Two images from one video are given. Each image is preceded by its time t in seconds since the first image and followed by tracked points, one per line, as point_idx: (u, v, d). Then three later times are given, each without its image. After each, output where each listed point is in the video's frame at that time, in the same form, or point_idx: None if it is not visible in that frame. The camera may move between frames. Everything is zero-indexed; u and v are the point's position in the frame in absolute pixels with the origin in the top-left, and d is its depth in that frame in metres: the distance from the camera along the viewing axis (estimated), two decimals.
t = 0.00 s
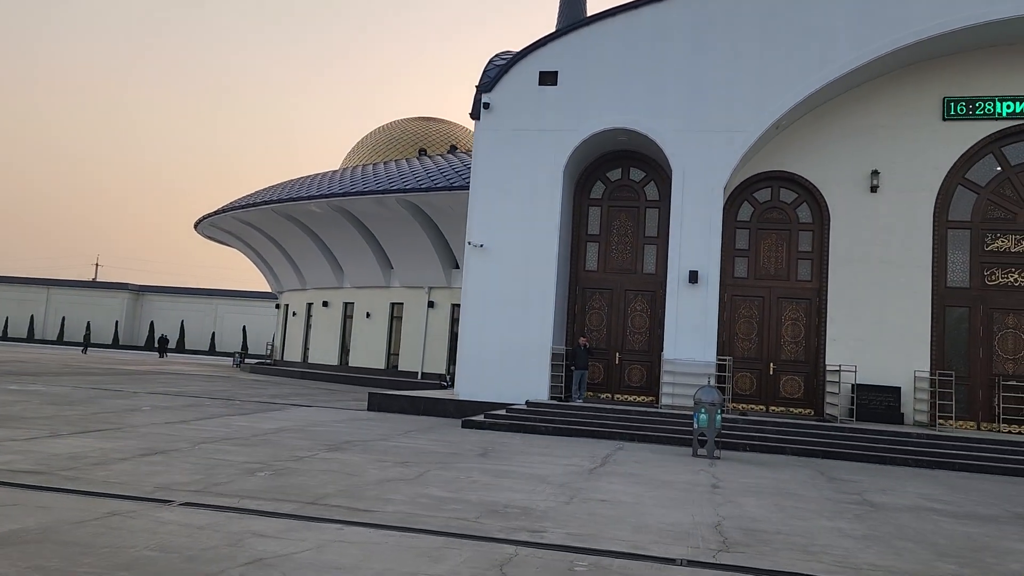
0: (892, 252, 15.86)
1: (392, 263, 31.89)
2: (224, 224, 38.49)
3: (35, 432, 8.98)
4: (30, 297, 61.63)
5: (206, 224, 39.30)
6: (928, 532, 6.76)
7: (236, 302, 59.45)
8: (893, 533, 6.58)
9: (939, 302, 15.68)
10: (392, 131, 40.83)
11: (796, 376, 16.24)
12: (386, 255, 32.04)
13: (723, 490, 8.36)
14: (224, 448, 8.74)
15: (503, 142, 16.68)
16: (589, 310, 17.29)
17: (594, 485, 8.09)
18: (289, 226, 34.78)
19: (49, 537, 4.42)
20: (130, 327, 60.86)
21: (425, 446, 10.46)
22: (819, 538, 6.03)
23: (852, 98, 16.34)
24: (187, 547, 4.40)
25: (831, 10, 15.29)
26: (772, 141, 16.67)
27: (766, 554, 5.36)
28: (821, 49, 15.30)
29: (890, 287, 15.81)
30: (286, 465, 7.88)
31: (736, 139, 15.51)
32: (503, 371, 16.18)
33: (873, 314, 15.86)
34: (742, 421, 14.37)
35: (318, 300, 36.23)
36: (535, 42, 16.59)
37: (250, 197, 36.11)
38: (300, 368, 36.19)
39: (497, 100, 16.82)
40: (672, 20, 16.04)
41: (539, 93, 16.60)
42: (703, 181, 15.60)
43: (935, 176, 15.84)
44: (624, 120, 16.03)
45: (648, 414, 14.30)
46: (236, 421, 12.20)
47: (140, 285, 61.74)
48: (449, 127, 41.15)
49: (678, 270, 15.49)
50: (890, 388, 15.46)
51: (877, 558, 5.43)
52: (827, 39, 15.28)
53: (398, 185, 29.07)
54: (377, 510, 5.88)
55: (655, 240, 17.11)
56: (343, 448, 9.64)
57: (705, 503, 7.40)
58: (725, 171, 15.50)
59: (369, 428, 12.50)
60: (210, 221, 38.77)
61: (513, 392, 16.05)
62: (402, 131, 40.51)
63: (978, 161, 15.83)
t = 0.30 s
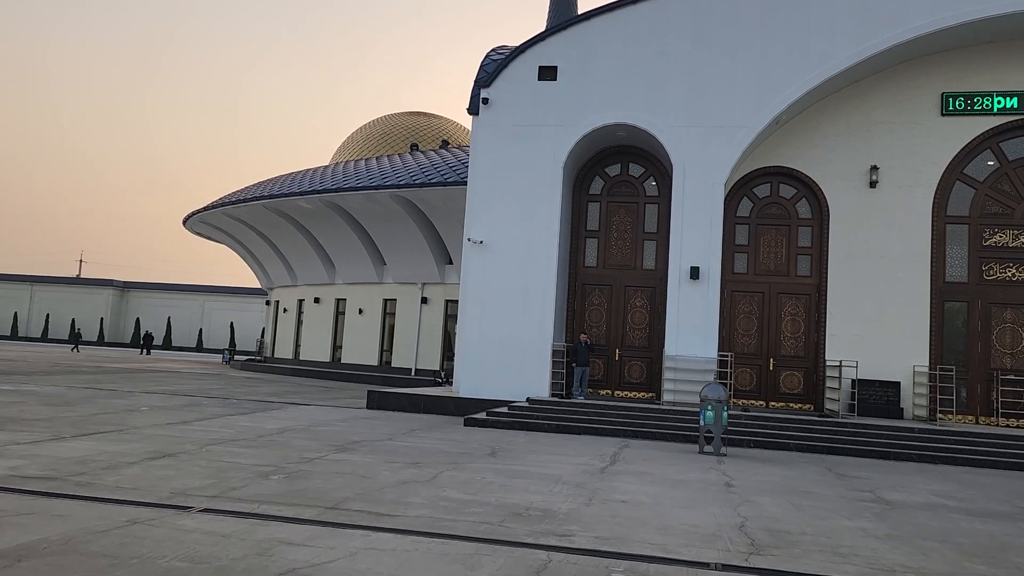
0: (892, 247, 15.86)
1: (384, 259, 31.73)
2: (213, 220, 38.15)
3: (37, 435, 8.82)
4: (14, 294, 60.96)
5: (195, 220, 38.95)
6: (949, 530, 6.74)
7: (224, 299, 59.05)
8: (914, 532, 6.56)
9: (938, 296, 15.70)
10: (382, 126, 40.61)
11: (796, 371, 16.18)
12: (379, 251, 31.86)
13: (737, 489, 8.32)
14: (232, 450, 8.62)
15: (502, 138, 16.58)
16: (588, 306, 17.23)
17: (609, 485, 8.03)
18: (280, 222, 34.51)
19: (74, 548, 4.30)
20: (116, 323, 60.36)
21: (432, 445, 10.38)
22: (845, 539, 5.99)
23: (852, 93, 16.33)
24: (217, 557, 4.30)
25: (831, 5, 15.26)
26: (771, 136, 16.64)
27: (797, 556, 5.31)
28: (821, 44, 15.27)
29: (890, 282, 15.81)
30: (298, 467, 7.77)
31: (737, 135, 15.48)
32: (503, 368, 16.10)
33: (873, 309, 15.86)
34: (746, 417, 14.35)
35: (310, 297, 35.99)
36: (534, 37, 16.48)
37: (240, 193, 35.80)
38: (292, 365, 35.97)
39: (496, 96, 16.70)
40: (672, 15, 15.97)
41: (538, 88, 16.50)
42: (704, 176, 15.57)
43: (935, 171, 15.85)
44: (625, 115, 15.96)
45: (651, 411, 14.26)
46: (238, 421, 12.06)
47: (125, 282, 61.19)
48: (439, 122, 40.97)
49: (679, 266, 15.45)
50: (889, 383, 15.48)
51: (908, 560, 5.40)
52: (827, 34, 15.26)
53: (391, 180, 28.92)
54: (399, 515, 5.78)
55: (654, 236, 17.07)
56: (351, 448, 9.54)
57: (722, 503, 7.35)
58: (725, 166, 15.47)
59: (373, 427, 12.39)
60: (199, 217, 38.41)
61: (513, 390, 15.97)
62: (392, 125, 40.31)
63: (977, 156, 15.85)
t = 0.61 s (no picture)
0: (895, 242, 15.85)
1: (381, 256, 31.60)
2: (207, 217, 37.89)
3: (47, 436, 8.69)
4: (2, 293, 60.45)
5: (189, 217, 38.66)
6: (975, 525, 6.71)
7: (215, 297, 58.72)
8: (942, 527, 6.52)
9: (941, 290, 15.68)
10: (376, 122, 40.45)
11: (801, 366, 16.16)
12: (376, 247, 31.73)
13: (757, 484, 8.27)
14: (246, 449, 8.51)
15: (505, 133, 16.50)
16: (592, 302, 17.18)
17: (629, 482, 7.97)
18: (275, 219, 34.31)
19: (109, 551, 4.20)
20: (107, 321, 59.96)
21: (444, 442, 10.29)
22: (876, 535, 5.94)
23: (855, 87, 16.31)
24: (255, 558, 4.20)
25: None
26: (774, 131, 16.61)
27: (834, 553, 5.25)
28: (825, 37, 15.24)
29: (894, 276, 15.81)
30: (315, 466, 7.67)
31: (742, 129, 15.43)
32: (508, 365, 16.03)
33: (877, 303, 15.85)
34: (752, 412, 14.34)
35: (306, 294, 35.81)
36: (537, 32, 16.39)
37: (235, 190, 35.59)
38: (288, 362, 35.80)
39: (499, 91, 16.61)
40: (676, 9, 15.90)
41: (541, 83, 16.42)
42: (709, 171, 15.52)
43: (938, 165, 15.85)
44: (629, 110, 15.89)
45: (657, 406, 14.22)
46: (244, 420, 11.93)
47: (115, 280, 60.76)
48: (433, 118, 40.83)
49: (685, 261, 15.41)
50: (894, 377, 15.48)
51: (945, 555, 5.36)
52: (831, 28, 15.22)
53: (389, 176, 28.80)
54: (427, 514, 5.70)
55: (657, 231, 17.03)
56: (364, 446, 9.44)
57: (746, 499, 7.30)
58: (730, 161, 15.43)
59: (380, 424, 12.29)
60: (193, 214, 38.14)
61: (518, 386, 15.91)
62: (386, 121, 40.16)
63: (979, 150, 15.85)
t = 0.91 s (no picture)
0: (905, 238, 15.87)
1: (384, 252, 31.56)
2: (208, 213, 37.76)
3: (66, 434, 8.65)
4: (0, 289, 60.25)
5: (189, 214, 38.57)
6: (1002, 522, 6.73)
7: (214, 293, 58.60)
8: (970, 524, 6.54)
9: (951, 286, 15.71)
10: (376, 118, 40.36)
11: (810, 362, 16.18)
12: (378, 243, 31.67)
13: (779, 482, 8.27)
14: (266, 448, 8.49)
15: (514, 130, 16.46)
16: (600, 299, 17.16)
17: (652, 480, 7.97)
18: (277, 215, 34.22)
19: (156, 554, 4.19)
20: (105, 317, 59.80)
21: (461, 440, 10.27)
22: (908, 534, 5.96)
23: (865, 84, 16.29)
24: (303, 561, 4.19)
25: None
26: (783, 127, 16.59)
27: (871, 553, 5.26)
28: (835, 33, 15.22)
29: (904, 273, 15.83)
30: (339, 466, 7.65)
31: (752, 126, 15.42)
32: (517, 362, 16.03)
33: (884, 300, 15.87)
34: (763, 408, 14.35)
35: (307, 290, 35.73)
36: (546, 28, 16.34)
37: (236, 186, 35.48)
38: (290, 359, 35.73)
39: (507, 87, 16.56)
40: (684, 5, 15.86)
41: (550, 80, 16.38)
42: (718, 167, 15.50)
43: (947, 161, 15.86)
44: (638, 107, 15.86)
45: (668, 403, 14.21)
46: (258, 417, 11.90)
47: (113, 276, 60.58)
48: (434, 114, 40.77)
49: (694, 258, 15.40)
50: (904, 373, 15.50)
51: (980, 555, 5.38)
52: (841, 24, 15.21)
53: (392, 172, 28.76)
54: (462, 514, 5.71)
55: (665, 228, 17.02)
56: (382, 444, 9.42)
57: (772, 497, 7.31)
58: (740, 157, 15.41)
59: (394, 422, 12.26)
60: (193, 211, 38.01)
61: (527, 383, 15.91)
62: (386, 117, 40.07)
63: (988, 146, 15.86)
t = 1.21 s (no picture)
0: (919, 234, 15.80)
1: (389, 248, 31.48)
2: (211, 209, 37.65)
3: (87, 432, 8.58)
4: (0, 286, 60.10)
5: (192, 210, 38.46)
6: None
7: (215, 289, 58.50)
8: (1007, 522, 6.48)
9: (965, 283, 15.64)
10: (379, 114, 40.25)
11: (823, 359, 16.11)
12: (383, 239, 31.59)
13: (806, 479, 8.22)
14: (289, 445, 8.42)
15: (526, 126, 16.38)
16: (612, 295, 17.09)
17: (679, 477, 7.91)
18: (281, 212, 34.12)
19: (203, 553, 4.13)
20: (106, 314, 59.69)
21: (480, 437, 10.21)
22: (947, 532, 5.90)
23: (878, 79, 16.21)
24: (352, 561, 4.14)
25: None
26: (796, 122, 16.50)
27: (915, 551, 5.22)
28: (850, 28, 15.14)
29: (918, 269, 15.77)
30: (365, 463, 7.59)
31: (765, 121, 15.35)
32: (529, 358, 15.96)
33: (898, 296, 15.80)
34: (778, 405, 14.30)
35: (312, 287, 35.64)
36: (558, 23, 16.24)
37: (240, 182, 35.37)
38: (294, 356, 35.66)
39: (519, 83, 16.48)
40: None
41: (562, 75, 16.29)
42: (732, 163, 15.43)
43: (961, 157, 15.80)
44: (651, 102, 15.78)
45: (681, 399, 14.14)
46: (274, 414, 11.83)
47: (113, 273, 60.44)
48: (437, 110, 40.67)
49: (708, 254, 15.34)
50: (918, 369, 15.45)
51: None
52: (856, 19, 15.12)
53: (398, 168, 28.68)
54: (499, 512, 5.64)
55: (677, 223, 16.96)
56: (403, 441, 9.36)
57: (803, 495, 7.26)
58: (754, 152, 15.34)
59: (410, 419, 12.20)
60: (197, 207, 37.89)
61: (540, 379, 15.85)
62: (389, 114, 39.96)
63: (1003, 141, 15.79)
